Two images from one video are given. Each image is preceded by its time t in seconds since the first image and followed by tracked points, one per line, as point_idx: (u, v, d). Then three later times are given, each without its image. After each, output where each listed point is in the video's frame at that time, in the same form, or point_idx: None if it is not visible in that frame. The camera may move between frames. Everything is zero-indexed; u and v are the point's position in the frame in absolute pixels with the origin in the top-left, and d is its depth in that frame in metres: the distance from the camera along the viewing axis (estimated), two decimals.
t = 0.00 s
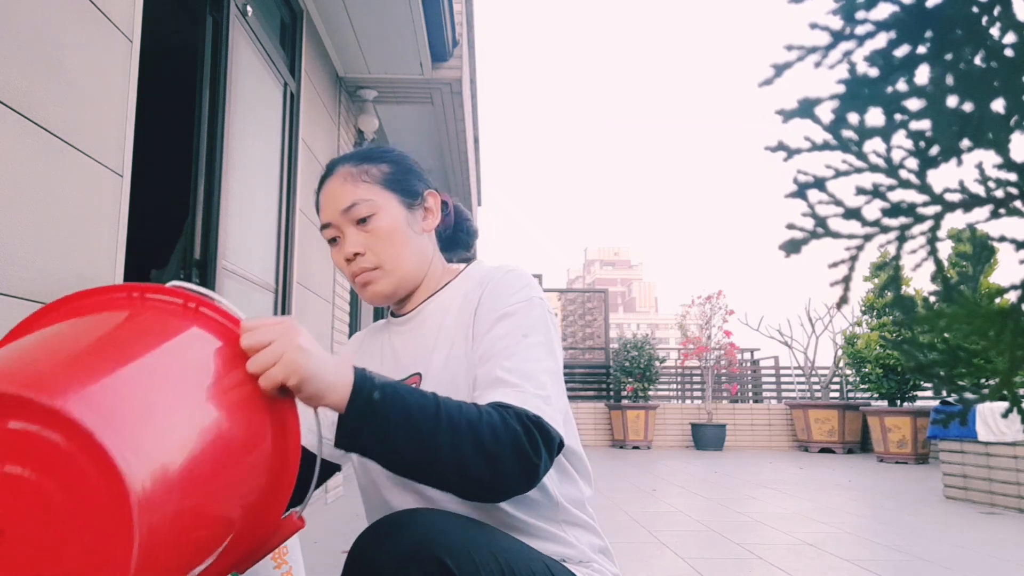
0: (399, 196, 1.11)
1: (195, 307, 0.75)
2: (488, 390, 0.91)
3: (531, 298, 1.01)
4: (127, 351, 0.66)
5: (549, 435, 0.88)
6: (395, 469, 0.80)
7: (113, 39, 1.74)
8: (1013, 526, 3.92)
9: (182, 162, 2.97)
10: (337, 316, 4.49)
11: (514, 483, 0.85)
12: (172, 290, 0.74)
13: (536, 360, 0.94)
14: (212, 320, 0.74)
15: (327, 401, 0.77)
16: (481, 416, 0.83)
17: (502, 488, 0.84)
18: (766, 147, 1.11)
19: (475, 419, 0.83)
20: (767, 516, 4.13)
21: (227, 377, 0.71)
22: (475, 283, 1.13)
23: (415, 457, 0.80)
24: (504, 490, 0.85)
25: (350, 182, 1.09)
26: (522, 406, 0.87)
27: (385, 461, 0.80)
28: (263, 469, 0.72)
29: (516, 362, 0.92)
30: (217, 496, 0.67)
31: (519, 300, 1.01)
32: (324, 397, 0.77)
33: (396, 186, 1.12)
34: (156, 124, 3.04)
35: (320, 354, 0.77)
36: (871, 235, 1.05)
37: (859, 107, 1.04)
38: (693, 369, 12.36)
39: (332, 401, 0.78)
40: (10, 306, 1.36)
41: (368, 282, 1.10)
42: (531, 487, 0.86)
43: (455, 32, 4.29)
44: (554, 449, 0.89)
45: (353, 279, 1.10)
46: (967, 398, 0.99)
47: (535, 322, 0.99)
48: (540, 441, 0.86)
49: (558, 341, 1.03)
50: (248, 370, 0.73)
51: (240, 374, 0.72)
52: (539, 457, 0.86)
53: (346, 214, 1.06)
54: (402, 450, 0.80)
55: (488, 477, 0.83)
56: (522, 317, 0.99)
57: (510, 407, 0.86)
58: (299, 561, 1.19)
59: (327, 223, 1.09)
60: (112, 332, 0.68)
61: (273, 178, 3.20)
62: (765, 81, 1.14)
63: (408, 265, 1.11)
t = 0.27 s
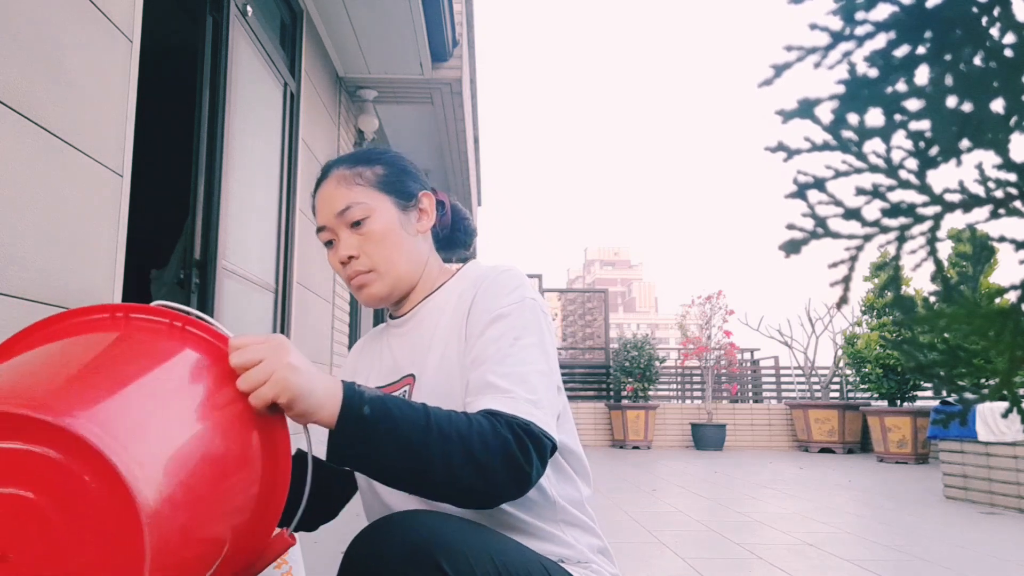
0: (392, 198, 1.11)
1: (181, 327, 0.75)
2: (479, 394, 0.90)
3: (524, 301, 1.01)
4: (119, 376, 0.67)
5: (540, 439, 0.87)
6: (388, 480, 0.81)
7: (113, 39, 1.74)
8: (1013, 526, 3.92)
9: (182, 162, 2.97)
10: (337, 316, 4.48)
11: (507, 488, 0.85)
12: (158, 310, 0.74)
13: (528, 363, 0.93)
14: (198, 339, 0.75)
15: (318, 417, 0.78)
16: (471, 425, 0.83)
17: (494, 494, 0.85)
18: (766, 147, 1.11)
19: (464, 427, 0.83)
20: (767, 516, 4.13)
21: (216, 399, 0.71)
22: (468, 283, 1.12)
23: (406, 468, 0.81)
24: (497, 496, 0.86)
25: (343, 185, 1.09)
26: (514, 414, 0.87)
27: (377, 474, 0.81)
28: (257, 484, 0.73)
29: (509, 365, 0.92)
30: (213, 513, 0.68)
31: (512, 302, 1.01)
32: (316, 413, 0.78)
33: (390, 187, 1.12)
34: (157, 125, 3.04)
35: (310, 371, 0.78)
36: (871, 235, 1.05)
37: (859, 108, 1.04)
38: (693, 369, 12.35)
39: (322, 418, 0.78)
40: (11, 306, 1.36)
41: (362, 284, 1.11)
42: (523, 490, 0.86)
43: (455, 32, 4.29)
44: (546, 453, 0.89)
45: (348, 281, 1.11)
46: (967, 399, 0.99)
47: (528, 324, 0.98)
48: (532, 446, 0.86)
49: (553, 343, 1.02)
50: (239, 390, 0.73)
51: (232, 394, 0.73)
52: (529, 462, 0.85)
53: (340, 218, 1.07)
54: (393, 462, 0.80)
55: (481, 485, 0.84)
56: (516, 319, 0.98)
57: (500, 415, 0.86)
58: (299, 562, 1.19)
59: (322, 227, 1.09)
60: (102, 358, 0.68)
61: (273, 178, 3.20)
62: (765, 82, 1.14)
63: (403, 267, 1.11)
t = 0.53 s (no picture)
0: (387, 198, 1.11)
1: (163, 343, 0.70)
2: (474, 393, 0.90)
3: (521, 300, 1.00)
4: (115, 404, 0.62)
5: (535, 438, 0.87)
6: (382, 486, 0.81)
7: (113, 39, 1.74)
8: (1013, 526, 3.92)
9: (182, 162, 2.97)
10: (337, 316, 4.48)
11: (502, 488, 0.85)
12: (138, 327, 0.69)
13: (524, 361, 0.93)
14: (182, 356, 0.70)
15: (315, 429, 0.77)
16: (464, 428, 0.83)
17: (489, 495, 0.85)
18: (766, 147, 1.11)
19: (457, 430, 0.82)
20: (767, 517, 4.13)
21: (212, 424, 0.67)
22: (466, 282, 1.12)
23: (400, 474, 0.80)
24: (491, 497, 0.86)
25: (338, 186, 1.10)
26: (508, 412, 0.86)
27: (371, 479, 0.80)
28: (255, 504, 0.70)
29: (505, 364, 0.92)
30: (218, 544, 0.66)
31: (508, 300, 1.00)
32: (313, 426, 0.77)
33: (385, 189, 1.12)
34: (157, 125, 3.05)
35: (305, 388, 0.76)
36: (871, 235, 1.05)
37: (859, 108, 1.04)
38: (693, 369, 12.36)
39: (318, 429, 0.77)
40: (11, 306, 1.36)
41: (357, 285, 1.11)
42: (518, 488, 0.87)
43: (455, 32, 4.29)
44: (541, 452, 0.89)
45: (343, 281, 1.12)
46: (967, 398, 0.99)
47: (525, 323, 0.97)
48: (525, 447, 0.86)
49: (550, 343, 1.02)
50: (232, 414, 0.70)
51: (224, 419, 0.69)
52: (523, 463, 0.85)
53: (334, 220, 1.08)
54: (386, 468, 0.80)
55: (476, 486, 0.84)
56: (513, 318, 0.98)
57: (493, 413, 0.86)
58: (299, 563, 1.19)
59: (318, 229, 1.10)
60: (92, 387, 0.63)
61: (273, 178, 3.20)
62: (764, 82, 1.14)
63: (398, 268, 1.11)
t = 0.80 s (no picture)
0: (377, 199, 1.12)
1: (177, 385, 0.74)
2: (475, 407, 0.90)
3: (518, 307, 0.99)
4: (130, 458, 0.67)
5: (541, 454, 0.88)
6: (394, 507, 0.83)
7: (113, 40, 1.74)
8: (1013, 526, 3.92)
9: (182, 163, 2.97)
10: (337, 316, 4.48)
11: (509, 508, 0.87)
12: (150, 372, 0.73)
13: (524, 372, 0.92)
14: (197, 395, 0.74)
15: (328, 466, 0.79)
16: (472, 451, 0.83)
17: (496, 512, 0.87)
18: (766, 148, 1.12)
19: (466, 454, 0.83)
20: (767, 517, 4.13)
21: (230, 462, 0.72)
22: (462, 284, 1.11)
23: (411, 497, 0.82)
24: (498, 514, 0.87)
25: (330, 187, 1.11)
26: (511, 429, 0.87)
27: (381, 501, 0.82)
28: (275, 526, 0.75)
29: (504, 375, 0.91)
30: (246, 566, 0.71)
31: (509, 307, 0.99)
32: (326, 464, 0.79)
33: (377, 189, 1.13)
34: (158, 126, 3.05)
35: (322, 425, 0.78)
36: (871, 235, 1.05)
37: (859, 109, 1.04)
38: (693, 369, 12.36)
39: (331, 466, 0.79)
40: (11, 307, 1.36)
41: (346, 286, 1.12)
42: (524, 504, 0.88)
43: (455, 32, 4.29)
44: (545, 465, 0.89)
45: (333, 282, 1.12)
46: (967, 398, 0.99)
47: (523, 332, 0.97)
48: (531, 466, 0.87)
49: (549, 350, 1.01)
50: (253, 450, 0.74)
51: (246, 453, 0.74)
52: (529, 482, 0.86)
53: (325, 220, 1.09)
54: (396, 491, 0.81)
55: (483, 506, 0.85)
56: (511, 325, 0.97)
57: (498, 433, 0.86)
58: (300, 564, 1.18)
59: (310, 228, 1.12)
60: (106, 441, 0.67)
61: (273, 179, 3.21)
62: (764, 82, 1.15)
63: (389, 268, 1.12)
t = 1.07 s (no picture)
0: (374, 204, 1.12)
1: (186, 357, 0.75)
2: (473, 404, 0.90)
3: (516, 304, 0.99)
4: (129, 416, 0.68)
5: (539, 449, 0.88)
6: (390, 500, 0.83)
7: (113, 39, 1.74)
8: (1013, 526, 3.92)
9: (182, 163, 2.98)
10: (337, 316, 4.48)
11: (505, 501, 0.86)
12: (160, 342, 0.74)
13: (522, 368, 0.92)
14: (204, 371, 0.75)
15: (321, 445, 0.80)
16: (468, 442, 0.83)
17: (492, 506, 0.86)
18: (766, 147, 1.12)
19: (462, 444, 0.83)
20: (767, 517, 4.13)
21: (230, 423, 0.73)
22: (461, 282, 1.11)
23: (406, 489, 0.82)
24: (495, 508, 0.86)
25: (326, 194, 1.11)
26: (508, 424, 0.87)
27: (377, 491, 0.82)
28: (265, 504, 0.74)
29: (503, 372, 0.91)
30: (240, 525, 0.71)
31: (507, 303, 1.00)
32: (318, 441, 0.79)
33: (372, 193, 1.12)
34: (158, 125, 3.05)
35: (316, 399, 0.80)
36: (871, 235, 1.05)
37: (859, 109, 1.04)
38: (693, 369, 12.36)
39: (326, 441, 0.80)
40: (12, 307, 1.37)
41: (349, 292, 1.12)
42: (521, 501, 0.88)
43: (455, 32, 4.29)
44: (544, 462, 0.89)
45: (335, 289, 1.12)
46: (966, 398, 0.99)
47: (521, 329, 0.97)
48: (527, 460, 0.87)
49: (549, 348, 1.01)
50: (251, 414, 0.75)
51: (243, 418, 0.74)
52: (526, 474, 0.86)
53: (323, 227, 1.09)
54: (391, 481, 0.81)
55: (479, 499, 0.85)
56: (509, 323, 0.97)
57: (494, 427, 0.86)
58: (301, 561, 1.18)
59: (308, 236, 1.11)
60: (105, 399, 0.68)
61: (273, 179, 3.21)
62: (764, 82, 1.15)
63: (389, 271, 1.12)
